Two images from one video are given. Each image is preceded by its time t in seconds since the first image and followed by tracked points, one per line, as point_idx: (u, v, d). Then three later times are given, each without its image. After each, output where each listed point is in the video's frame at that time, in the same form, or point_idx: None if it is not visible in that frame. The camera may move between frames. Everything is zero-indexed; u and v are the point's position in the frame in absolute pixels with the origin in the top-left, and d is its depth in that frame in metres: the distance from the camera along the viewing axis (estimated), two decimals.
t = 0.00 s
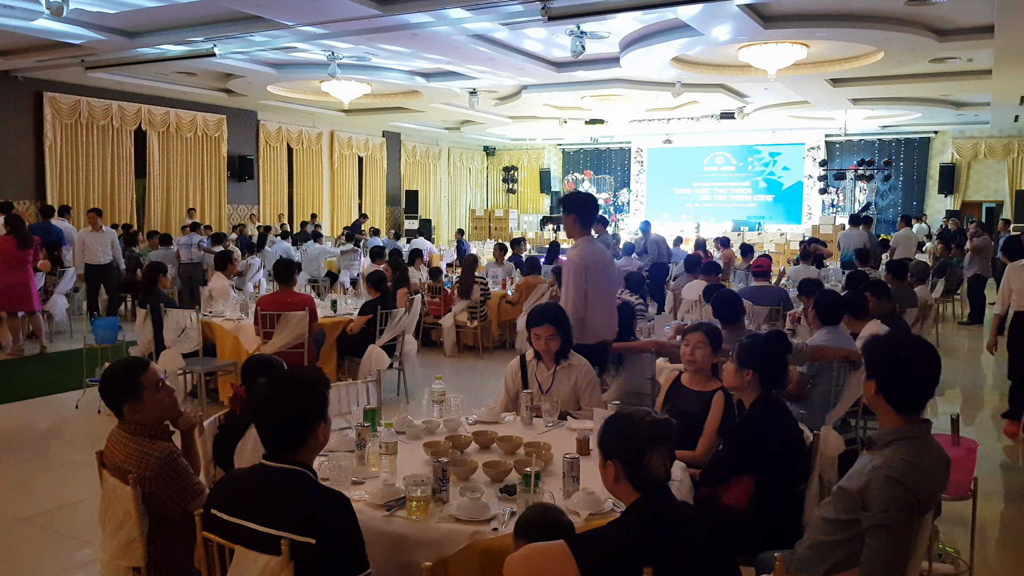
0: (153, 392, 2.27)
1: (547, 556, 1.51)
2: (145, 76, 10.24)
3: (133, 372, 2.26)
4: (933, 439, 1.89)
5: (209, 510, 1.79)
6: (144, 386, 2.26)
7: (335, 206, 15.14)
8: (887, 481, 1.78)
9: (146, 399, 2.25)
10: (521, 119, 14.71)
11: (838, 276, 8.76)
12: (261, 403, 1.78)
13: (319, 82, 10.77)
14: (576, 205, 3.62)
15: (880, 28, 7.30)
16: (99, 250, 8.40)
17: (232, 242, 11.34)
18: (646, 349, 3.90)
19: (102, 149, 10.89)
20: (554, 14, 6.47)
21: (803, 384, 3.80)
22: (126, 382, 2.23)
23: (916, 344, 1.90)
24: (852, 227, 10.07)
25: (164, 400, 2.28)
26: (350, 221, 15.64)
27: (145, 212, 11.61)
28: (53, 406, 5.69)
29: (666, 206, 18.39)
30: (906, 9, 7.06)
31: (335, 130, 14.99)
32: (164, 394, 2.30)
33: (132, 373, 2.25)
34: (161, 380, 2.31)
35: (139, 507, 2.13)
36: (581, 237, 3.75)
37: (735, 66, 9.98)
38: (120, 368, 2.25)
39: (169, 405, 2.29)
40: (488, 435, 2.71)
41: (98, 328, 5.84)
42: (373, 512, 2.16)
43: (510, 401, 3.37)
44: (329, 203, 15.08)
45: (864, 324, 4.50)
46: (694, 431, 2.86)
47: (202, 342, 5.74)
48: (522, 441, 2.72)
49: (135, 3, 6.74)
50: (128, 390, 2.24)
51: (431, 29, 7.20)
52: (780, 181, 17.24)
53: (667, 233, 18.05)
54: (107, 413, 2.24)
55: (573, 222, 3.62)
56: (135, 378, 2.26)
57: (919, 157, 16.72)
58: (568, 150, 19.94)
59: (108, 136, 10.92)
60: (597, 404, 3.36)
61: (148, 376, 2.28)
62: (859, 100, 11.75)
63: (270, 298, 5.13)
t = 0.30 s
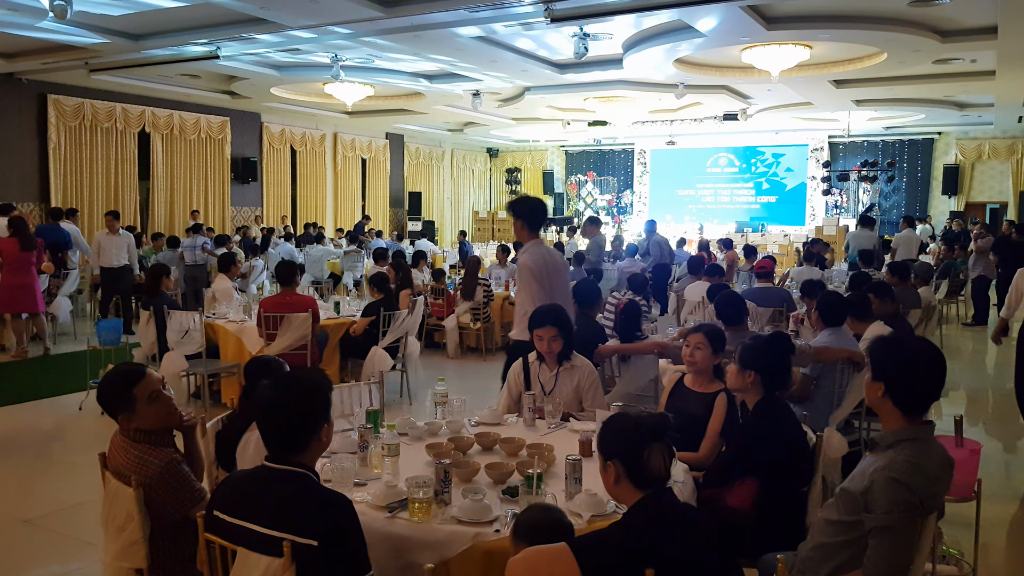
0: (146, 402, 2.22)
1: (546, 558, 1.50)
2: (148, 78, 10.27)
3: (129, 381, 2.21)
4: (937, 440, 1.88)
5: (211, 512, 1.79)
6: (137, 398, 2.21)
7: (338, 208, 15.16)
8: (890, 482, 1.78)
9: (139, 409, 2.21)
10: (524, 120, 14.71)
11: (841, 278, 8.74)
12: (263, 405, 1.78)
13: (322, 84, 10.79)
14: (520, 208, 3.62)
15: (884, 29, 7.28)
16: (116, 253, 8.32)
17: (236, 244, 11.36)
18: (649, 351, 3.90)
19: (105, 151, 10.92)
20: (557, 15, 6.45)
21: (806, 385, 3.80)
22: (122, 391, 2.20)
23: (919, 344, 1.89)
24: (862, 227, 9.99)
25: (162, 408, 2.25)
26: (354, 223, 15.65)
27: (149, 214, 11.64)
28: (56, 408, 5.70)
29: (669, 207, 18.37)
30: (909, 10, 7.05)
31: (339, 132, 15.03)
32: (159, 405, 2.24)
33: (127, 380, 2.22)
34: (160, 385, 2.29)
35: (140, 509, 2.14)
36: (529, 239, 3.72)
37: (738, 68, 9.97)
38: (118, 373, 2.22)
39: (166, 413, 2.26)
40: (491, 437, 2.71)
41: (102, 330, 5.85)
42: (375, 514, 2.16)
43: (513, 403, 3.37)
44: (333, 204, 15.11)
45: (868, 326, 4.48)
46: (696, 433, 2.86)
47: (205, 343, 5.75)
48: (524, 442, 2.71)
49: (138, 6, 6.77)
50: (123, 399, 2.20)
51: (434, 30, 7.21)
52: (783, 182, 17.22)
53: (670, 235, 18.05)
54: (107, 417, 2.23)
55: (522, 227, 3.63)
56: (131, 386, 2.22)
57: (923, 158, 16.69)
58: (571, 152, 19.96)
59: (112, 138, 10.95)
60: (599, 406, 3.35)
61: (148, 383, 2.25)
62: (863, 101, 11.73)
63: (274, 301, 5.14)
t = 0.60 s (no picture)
0: (142, 409, 2.22)
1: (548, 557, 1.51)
2: (151, 80, 10.30)
3: (125, 387, 2.20)
4: (940, 442, 1.87)
5: (213, 513, 1.79)
6: (133, 405, 2.20)
7: (341, 209, 15.17)
8: (892, 484, 1.78)
9: (137, 416, 2.21)
10: (527, 121, 14.71)
11: (844, 279, 8.73)
12: (264, 407, 1.78)
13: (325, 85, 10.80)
14: (470, 204, 3.64)
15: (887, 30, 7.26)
16: (122, 256, 8.30)
17: (239, 246, 11.39)
18: (652, 352, 3.91)
19: (109, 153, 10.94)
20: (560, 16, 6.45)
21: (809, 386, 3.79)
22: (117, 399, 2.19)
23: (922, 345, 1.88)
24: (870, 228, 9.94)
25: (160, 412, 2.25)
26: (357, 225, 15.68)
27: (152, 216, 11.67)
28: (60, 409, 5.72)
29: (672, 208, 18.37)
30: (913, 10, 7.03)
31: (341, 133, 15.04)
32: (156, 411, 2.24)
33: (121, 387, 2.21)
34: (158, 390, 2.28)
35: (143, 511, 2.15)
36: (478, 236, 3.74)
37: (741, 69, 9.95)
38: (115, 379, 2.21)
39: (164, 418, 2.26)
40: (493, 438, 2.71)
41: (104, 331, 5.86)
42: (377, 515, 2.17)
43: (515, 405, 3.37)
44: (336, 206, 15.12)
45: (871, 328, 4.47)
46: (698, 434, 2.86)
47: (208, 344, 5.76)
48: (527, 444, 2.71)
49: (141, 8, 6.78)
50: (122, 404, 2.19)
51: (437, 32, 7.21)
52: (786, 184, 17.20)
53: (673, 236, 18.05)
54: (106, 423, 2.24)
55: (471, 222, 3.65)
56: (127, 392, 2.21)
57: (927, 159, 16.66)
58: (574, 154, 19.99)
59: (115, 140, 10.98)
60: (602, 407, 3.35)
61: (145, 389, 2.24)
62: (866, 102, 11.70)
63: (277, 302, 5.12)
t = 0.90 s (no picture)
0: (144, 409, 2.23)
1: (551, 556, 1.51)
2: (155, 81, 10.33)
3: (127, 388, 2.21)
4: (941, 442, 1.87)
5: (214, 511, 1.79)
6: (135, 405, 2.22)
7: (344, 209, 15.19)
8: (892, 484, 1.78)
9: (138, 416, 2.22)
10: (530, 122, 14.72)
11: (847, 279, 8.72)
12: (265, 406, 1.78)
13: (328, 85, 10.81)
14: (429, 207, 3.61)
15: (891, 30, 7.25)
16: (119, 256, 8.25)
17: (243, 246, 11.41)
18: (654, 352, 3.92)
19: (112, 153, 10.97)
20: (563, 16, 6.45)
21: (812, 387, 3.80)
22: (120, 399, 2.20)
23: (924, 345, 1.88)
24: (874, 229, 9.93)
25: (162, 411, 2.26)
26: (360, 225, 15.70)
27: (156, 216, 11.71)
28: (65, 408, 5.75)
29: (675, 209, 18.38)
30: (916, 10, 7.02)
31: (345, 134, 15.07)
32: (156, 412, 2.25)
33: (123, 387, 2.22)
34: (160, 390, 2.29)
35: (146, 510, 2.16)
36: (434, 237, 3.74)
37: (744, 69, 9.94)
38: (117, 379, 2.22)
39: (165, 418, 2.27)
40: (494, 438, 2.71)
41: (108, 331, 5.88)
42: (379, 514, 2.17)
43: (517, 405, 3.37)
44: (339, 207, 15.15)
45: (873, 328, 4.46)
46: (699, 434, 2.87)
47: (211, 344, 5.78)
48: (528, 443, 2.71)
49: (144, 9, 6.79)
50: (123, 405, 2.20)
51: (439, 32, 7.21)
52: (789, 184, 17.17)
53: (676, 236, 18.04)
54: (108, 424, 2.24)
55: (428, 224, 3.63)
56: (129, 392, 2.22)
57: (930, 159, 16.62)
58: (577, 154, 20.02)
59: (119, 140, 11.01)
60: (604, 407, 3.35)
61: (147, 390, 2.25)
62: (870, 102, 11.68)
63: (280, 302, 5.12)
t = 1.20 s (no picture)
0: (146, 410, 2.23)
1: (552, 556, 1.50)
2: (156, 82, 10.33)
3: (130, 389, 2.22)
4: (941, 443, 1.87)
5: (213, 512, 1.79)
6: (137, 406, 2.22)
7: (344, 211, 15.20)
8: (893, 485, 1.78)
9: (139, 417, 2.23)
10: (531, 123, 14.72)
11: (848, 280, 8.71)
12: (264, 406, 1.78)
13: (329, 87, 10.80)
14: (383, 208, 3.88)
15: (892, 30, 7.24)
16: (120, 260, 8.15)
17: (243, 248, 11.42)
18: (654, 353, 3.92)
19: (113, 155, 10.98)
20: (563, 17, 6.44)
21: (813, 388, 3.79)
22: (123, 400, 2.21)
23: (925, 346, 1.88)
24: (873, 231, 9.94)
25: (164, 411, 2.26)
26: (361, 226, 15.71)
27: (157, 218, 11.72)
28: (66, 410, 5.75)
29: (676, 210, 18.38)
30: (917, 11, 7.01)
31: (345, 135, 15.09)
32: (158, 412, 2.25)
33: (125, 388, 2.22)
34: (162, 391, 2.30)
35: (145, 511, 2.16)
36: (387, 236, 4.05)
37: (744, 70, 9.94)
38: (119, 380, 2.23)
39: (167, 419, 2.27)
40: (494, 440, 2.71)
41: (109, 333, 5.88)
42: (378, 516, 2.17)
43: (517, 406, 3.37)
44: (340, 208, 15.15)
45: (873, 329, 4.45)
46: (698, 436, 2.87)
47: (211, 346, 5.78)
48: (528, 444, 2.71)
49: (145, 11, 6.80)
50: (125, 406, 2.21)
51: (440, 33, 7.22)
52: (790, 185, 17.17)
53: (676, 237, 18.04)
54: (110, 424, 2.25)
55: (382, 224, 3.91)
56: (131, 394, 2.23)
57: (931, 160, 16.61)
58: (578, 155, 20.02)
59: (120, 142, 11.01)
60: (604, 409, 3.35)
61: (148, 391, 2.25)
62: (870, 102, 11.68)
63: (280, 304, 5.12)
